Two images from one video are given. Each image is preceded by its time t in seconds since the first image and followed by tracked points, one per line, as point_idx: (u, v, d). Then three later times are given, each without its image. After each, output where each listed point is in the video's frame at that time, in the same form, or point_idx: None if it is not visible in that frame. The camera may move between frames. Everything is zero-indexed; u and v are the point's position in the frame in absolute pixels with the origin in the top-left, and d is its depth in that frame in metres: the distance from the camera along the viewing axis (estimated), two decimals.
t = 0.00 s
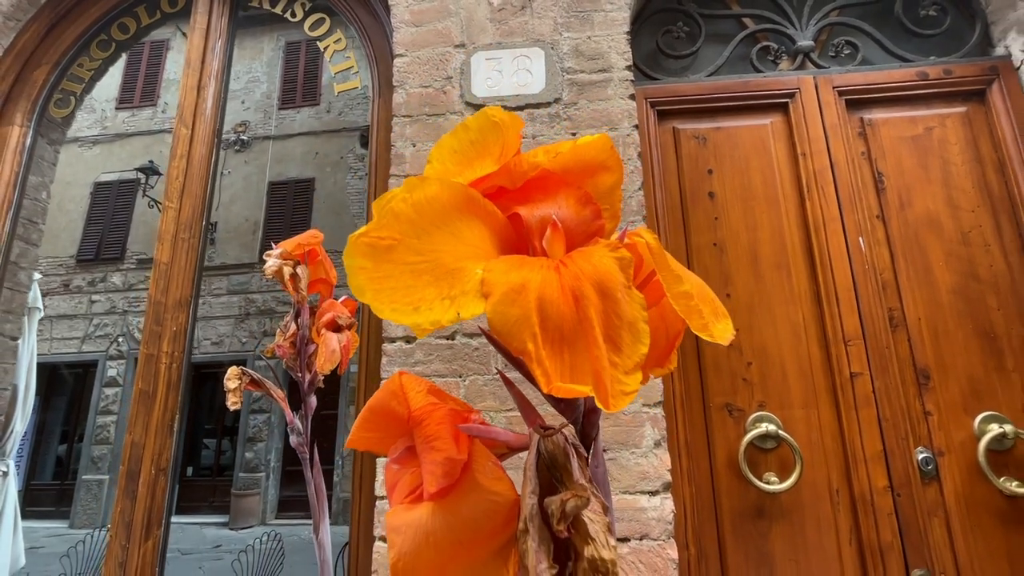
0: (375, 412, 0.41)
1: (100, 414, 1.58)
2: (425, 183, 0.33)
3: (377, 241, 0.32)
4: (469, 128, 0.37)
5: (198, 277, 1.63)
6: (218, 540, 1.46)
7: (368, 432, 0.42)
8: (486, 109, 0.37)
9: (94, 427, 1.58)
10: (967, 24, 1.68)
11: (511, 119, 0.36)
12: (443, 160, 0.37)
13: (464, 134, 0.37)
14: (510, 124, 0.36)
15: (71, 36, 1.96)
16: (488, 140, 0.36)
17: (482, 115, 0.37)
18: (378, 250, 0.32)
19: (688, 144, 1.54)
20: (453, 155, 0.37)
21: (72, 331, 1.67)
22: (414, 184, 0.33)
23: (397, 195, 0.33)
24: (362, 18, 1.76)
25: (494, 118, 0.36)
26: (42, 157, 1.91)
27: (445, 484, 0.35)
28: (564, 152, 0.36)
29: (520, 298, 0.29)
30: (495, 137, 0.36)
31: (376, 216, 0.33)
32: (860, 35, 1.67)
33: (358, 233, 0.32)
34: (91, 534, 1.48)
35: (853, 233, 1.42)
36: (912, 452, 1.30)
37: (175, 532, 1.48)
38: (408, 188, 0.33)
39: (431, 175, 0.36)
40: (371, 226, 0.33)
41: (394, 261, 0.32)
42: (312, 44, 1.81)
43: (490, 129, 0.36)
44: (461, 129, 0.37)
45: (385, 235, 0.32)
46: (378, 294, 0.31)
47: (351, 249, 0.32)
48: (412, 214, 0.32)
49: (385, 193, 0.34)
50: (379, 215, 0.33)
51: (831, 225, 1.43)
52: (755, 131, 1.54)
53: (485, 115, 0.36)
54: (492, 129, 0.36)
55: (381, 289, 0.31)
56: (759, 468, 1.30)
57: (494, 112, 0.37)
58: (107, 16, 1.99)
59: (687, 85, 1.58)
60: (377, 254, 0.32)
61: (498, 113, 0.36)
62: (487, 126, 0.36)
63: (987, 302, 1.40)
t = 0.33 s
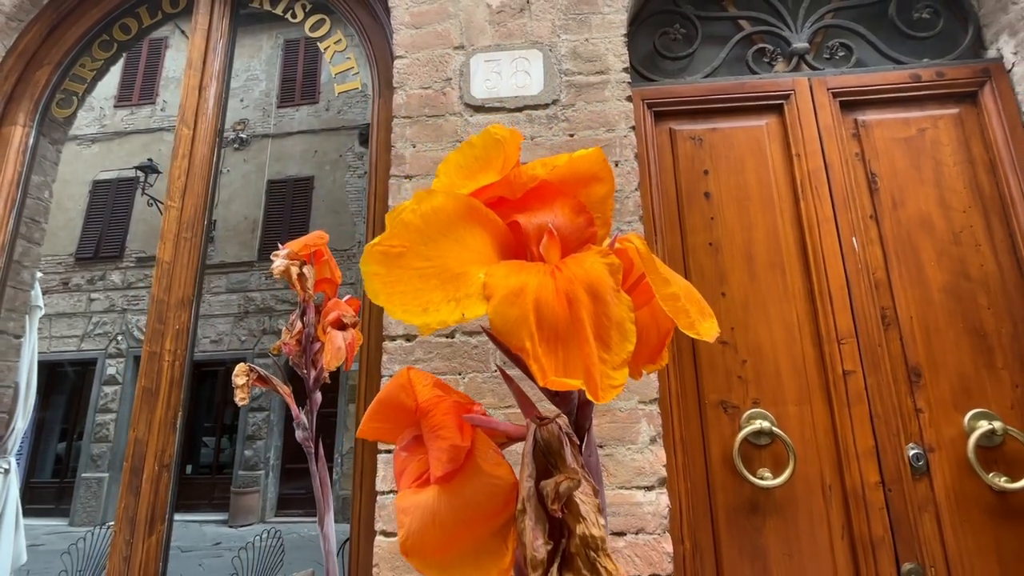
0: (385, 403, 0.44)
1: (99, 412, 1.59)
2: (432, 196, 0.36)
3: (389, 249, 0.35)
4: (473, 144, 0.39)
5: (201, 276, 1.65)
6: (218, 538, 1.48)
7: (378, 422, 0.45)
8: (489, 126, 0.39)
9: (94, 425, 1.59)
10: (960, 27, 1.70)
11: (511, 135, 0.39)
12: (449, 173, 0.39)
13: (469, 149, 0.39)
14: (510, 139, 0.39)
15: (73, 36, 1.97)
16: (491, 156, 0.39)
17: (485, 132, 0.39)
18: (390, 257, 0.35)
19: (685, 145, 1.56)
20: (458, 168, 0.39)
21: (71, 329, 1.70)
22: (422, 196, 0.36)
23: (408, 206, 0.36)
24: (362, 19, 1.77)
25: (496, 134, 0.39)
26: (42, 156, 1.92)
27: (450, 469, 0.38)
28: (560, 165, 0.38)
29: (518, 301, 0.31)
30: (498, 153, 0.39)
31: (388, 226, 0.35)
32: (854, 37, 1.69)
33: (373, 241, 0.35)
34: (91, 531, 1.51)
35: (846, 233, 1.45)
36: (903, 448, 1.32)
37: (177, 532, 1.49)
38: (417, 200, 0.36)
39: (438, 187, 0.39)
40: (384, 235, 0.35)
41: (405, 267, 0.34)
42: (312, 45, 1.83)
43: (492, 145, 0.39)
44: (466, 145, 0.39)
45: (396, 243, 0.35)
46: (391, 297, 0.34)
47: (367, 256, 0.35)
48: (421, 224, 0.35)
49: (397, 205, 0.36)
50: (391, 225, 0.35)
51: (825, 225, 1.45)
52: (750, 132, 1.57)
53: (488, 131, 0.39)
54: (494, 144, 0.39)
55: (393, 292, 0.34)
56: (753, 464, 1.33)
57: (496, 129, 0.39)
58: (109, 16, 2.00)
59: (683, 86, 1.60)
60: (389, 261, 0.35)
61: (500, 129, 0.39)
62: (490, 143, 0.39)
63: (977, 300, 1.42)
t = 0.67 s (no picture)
0: (395, 396, 0.46)
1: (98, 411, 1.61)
2: (439, 205, 0.38)
3: (400, 254, 0.37)
4: (475, 157, 0.41)
5: (203, 275, 1.67)
6: (218, 536, 1.49)
7: (387, 413, 0.47)
8: (491, 141, 0.41)
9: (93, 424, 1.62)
10: (953, 29, 1.72)
11: (510, 149, 0.41)
12: (454, 184, 0.42)
13: (472, 162, 0.42)
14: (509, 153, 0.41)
15: (77, 37, 1.99)
16: (492, 169, 0.41)
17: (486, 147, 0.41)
18: (401, 261, 0.37)
19: (681, 146, 1.58)
20: (462, 179, 0.42)
21: (70, 328, 1.72)
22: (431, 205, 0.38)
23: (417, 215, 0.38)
24: (363, 20, 1.79)
25: (497, 150, 0.41)
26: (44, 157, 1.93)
27: (456, 452, 0.40)
28: (555, 177, 0.41)
29: (517, 300, 0.33)
30: (498, 166, 0.41)
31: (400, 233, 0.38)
32: (849, 39, 1.71)
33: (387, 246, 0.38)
34: (92, 529, 1.53)
35: (840, 233, 1.47)
36: (895, 444, 1.35)
37: (182, 531, 1.51)
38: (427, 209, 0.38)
39: (443, 198, 0.41)
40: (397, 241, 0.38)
41: (415, 270, 0.37)
42: (314, 46, 1.84)
43: (494, 159, 0.41)
44: (469, 159, 0.42)
45: (407, 248, 0.37)
46: (403, 297, 0.36)
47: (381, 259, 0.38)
48: (430, 230, 0.37)
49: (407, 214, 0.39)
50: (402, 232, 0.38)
51: (819, 226, 1.48)
52: (746, 133, 1.59)
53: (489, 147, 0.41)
54: (494, 159, 0.41)
55: (404, 293, 0.36)
56: (748, 460, 1.35)
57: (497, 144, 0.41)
58: (112, 17, 2.02)
59: (680, 88, 1.62)
60: (400, 265, 0.37)
61: (501, 144, 0.41)
62: (491, 157, 0.41)
63: (969, 300, 1.45)
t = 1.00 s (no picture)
0: (413, 388, 0.49)
1: (97, 410, 1.66)
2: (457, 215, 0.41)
3: (422, 260, 0.40)
4: (487, 169, 0.44)
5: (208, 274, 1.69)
6: (218, 534, 1.51)
7: (404, 405, 0.50)
8: (502, 155, 0.44)
9: (92, 423, 1.65)
10: (947, 33, 1.74)
11: (519, 161, 0.43)
12: (469, 194, 0.44)
13: (484, 174, 0.44)
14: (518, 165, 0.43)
15: (81, 38, 2.00)
16: (503, 180, 0.44)
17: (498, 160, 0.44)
18: (422, 266, 0.40)
19: (679, 148, 1.60)
20: (475, 189, 0.44)
21: (70, 326, 1.77)
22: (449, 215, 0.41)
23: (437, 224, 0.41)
24: (364, 22, 1.81)
25: (508, 163, 0.44)
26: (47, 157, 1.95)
27: (470, 440, 0.43)
28: (561, 187, 0.43)
29: (527, 301, 0.36)
30: (508, 178, 0.44)
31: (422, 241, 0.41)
32: (844, 42, 1.74)
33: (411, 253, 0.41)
34: (92, 527, 1.55)
35: (835, 234, 1.50)
36: (888, 440, 1.38)
37: (187, 530, 1.53)
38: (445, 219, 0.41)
39: (457, 206, 0.44)
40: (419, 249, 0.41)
41: (434, 274, 0.40)
42: (315, 48, 1.86)
43: (504, 172, 0.44)
44: (481, 171, 0.44)
45: (427, 254, 0.40)
46: (425, 300, 0.39)
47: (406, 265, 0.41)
48: (448, 238, 0.40)
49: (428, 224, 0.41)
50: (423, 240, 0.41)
51: (815, 227, 1.50)
52: (743, 134, 1.61)
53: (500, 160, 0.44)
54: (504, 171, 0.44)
55: (426, 296, 0.40)
56: (744, 457, 1.38)
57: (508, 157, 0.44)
58: (115, 19, 2.03)
59: (678, 91, 1.65)
60: (422, 269, 0.40)
61: (511, 157, 0.44)
62: (502, 169, 0.44)
63: (961, 299, 1.48)
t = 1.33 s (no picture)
0: (417, 369, 0.50)
1: (97, 408, 1.67)
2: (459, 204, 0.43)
3: (427, 245, 0.42)
4: (487, 162, 0.46)
5: (209, 271, 1.71)
6: (218, 532, 1.53)
7: (408, 386, 0.52)
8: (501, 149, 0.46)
9: (91, 421, 1.67)
10: (941, 31, 1.76)
11: (517, 154, 0.45)
12: (470, 185, 0.46)
13: (484, 167, 0.46)
14: (515, 158, 0.45)
15: (83, 37, 2.01)
16: (502, 172, 0.46)
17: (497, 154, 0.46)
18: (427, 251, 0.42)
19: (676, 146, 1.62)
20: (476, 180, 0.46)
21: (70, 325, 1.79)
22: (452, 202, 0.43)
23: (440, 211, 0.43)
24: (364, 20, 1.82)
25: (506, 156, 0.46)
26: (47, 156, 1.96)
27: (471, 415, 0.45)
28: (556, 179, 0.45)
29: (524, 283, 0.38)
30: (506, 169, 0.46)
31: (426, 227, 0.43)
32: (840, 42, 1.76)
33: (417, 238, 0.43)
34: (92, 525, 1.57)
35: (830, 230, 1.52)
36: (881, 434, 1.39)
37: (189, 525, 1.55)
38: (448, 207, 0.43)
39: (459, 196, 0.46)
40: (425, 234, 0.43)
41: (438, 258, 0.42)
42: (316, 46, 1.88)
43: (503, 164, 0.46)
44: (481, 163, 0.46)
45: (432, 240, 0.42)
46: (429, 281, 0.42)
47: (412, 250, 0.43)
48: (450, 224, 0.42)
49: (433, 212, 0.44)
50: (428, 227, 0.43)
51: (810, 224, 1.52)
52: (739, 132, 1.63)
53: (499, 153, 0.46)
54: (503, 163, 0.46)
55: (430, 277, 0.42)
56: (740, 450, 1.40)
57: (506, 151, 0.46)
58: (117, 17, 2.04)
59: (675, 89, 1.66)
60: (427, 253, 0.42)
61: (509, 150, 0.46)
62: (501, 162, 0.46)
63: (954, 294, 1.50)
